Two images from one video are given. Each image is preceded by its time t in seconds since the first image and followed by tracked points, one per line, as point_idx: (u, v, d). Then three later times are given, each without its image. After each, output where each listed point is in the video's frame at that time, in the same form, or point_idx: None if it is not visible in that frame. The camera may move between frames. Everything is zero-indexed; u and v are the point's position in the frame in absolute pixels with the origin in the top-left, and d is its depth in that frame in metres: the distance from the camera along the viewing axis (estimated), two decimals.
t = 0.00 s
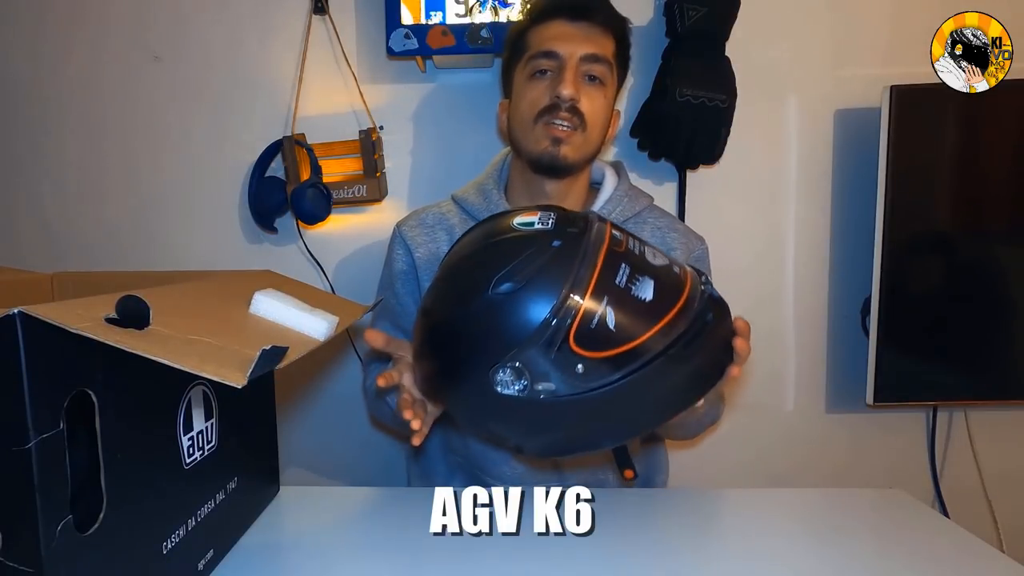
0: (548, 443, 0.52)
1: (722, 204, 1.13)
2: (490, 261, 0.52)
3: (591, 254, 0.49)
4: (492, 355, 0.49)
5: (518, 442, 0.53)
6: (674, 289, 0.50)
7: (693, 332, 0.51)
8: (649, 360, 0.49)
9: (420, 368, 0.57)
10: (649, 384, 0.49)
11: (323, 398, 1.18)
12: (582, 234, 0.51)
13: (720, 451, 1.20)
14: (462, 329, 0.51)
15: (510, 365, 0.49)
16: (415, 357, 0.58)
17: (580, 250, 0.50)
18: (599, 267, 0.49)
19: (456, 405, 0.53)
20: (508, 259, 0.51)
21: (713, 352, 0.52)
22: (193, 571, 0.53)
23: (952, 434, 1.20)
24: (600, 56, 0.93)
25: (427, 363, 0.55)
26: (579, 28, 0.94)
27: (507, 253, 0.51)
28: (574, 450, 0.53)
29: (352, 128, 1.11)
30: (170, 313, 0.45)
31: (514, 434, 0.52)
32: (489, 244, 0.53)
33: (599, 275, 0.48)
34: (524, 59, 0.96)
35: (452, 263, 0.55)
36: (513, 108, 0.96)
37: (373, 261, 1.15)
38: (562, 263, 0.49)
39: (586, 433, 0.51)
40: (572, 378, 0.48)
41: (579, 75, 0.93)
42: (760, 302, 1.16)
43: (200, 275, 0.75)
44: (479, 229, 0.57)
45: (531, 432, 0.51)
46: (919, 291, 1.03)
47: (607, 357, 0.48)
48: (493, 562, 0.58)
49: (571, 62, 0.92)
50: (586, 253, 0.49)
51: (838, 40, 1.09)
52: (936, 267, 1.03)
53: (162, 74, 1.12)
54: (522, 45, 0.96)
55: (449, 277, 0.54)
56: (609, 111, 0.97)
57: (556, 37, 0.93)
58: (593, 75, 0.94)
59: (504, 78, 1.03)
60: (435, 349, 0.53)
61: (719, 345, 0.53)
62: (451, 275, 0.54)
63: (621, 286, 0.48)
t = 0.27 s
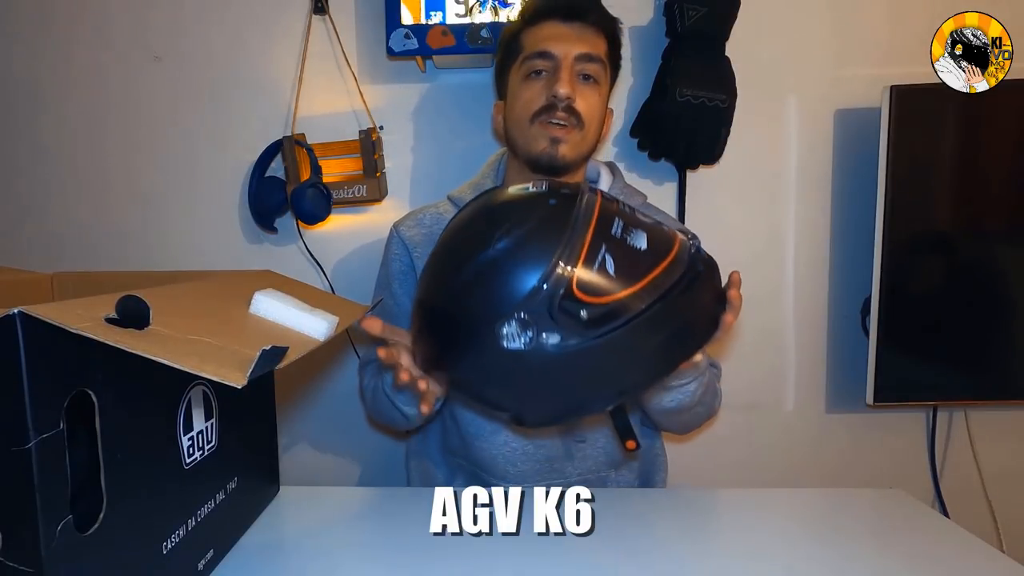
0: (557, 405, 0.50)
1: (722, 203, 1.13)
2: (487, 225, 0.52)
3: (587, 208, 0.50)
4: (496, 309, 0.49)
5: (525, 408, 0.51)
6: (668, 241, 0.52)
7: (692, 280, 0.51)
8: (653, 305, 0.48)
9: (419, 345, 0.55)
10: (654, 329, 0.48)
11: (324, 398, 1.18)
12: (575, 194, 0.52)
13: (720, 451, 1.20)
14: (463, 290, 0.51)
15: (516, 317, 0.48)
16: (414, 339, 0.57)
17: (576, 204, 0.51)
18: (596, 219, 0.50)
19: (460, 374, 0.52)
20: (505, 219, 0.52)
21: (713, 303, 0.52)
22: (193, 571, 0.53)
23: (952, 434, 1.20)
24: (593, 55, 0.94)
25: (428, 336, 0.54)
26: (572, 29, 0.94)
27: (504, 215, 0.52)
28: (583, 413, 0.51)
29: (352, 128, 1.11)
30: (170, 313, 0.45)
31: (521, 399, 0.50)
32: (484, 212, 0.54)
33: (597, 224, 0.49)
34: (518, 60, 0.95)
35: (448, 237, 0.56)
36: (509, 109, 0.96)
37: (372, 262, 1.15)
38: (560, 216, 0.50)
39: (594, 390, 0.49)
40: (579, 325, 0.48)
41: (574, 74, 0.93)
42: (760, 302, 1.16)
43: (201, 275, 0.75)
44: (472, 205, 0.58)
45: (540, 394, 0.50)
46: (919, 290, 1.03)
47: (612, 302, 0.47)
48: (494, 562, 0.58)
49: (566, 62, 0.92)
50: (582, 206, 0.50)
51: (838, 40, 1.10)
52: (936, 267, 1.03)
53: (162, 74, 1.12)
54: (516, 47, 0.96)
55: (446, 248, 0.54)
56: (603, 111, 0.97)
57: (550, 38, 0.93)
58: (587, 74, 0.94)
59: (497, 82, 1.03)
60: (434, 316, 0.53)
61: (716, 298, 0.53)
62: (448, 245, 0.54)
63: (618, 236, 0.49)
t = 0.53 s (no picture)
0: (552, 394, 0.55)
1: (722, 203, 1.13)
2: (502, 216, 0.58)
3: (598, 209, 0.56)
4: (503, 294, 0.54)
5: (524, 395, 0.55)
6: (671, 250, 0.57)
7: (692, 288, 0.56)
8: (652, 306, 0.54)
9: (425, 328, 0.60)
10: (652, 330, 0.53)
11: (324, 397, 1.18)
12: (588, 195, 0.58)
13: (720, 450, 1.20)
14: (474, 275, 0.55)
15: (521, 304, 0.53)
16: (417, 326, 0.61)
17: (587, 205, 0.56)
18: (605, 219, 0.55)
19: (464, 357, 0.56)
20: (519, 212, 0.57)
21: (710, 311, 0.57)
22: (193, 572, 0.53)
23: (952, 434, 1.20)
24: (595, 58, 0.94)
25: (435, 320, 0.58)
26: (574, 31, 0.94)
27: (518, 208, 0.57)
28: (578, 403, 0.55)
29: (352, 128, 1.11)
30: (170, 313, 0.45)
31: (517, 385, 0.55)
32: (500, 206, 0.59)
33: (606, 225, 0.55)
34: (521, 63, 0.96)
35: (463, 227, 0.61)
36: (512, 112, 0.96)
37: (372, 262, 1.15)
38: (571, 213, 0.56)
39: (590, 379, 0.54)
40: (581, 317, 0.53)
41: (577, 77, 0.93)
42: (759, 302, 1.16)
43: (201, 275, 0.75)
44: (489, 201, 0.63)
45: (536, 382, 0.54)
46: (919, 290, 1.03)
47: (613, 298, 0.53)
48: (494, 563, 0.58)
49: (568, 65, 0.92)
50: (593, 207, 0.56)
51: (838, 40, 1.10)
52: (937, 266, 1.03)
53: (162, 74, 1.12)
54: (519, 49, 0.96)
55: (461, 237, 0.60)
56: (606, 112, 0.97)
57: (552, 41, 0.93)
58: (590, 77, 0.94)
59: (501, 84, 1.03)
60: (444, 299, 0.57)
61: (714, 308, 0.58)
62: (464, 233, 0.59)
63: (626, 236, 0.55)
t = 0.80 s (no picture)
0: (560, 417, 0.56)
1: (722, 203, 1.13)
2: (512, 240, 0.57)
3: (608, 236, 0.55)
4: (512, 326, 0.54)
5: (535, 415, 0.56)
6: (681, 276, 0.56)
7: (701, 315, 0.56)
8: (660, 338, 0.53)
9: (437, 345, 0.60)
10: (659, 361, 0.53)
11: (325, 397, 1.18)
12: (599, 219, 0.57)
13: (720, 450, 1.20)
14: (483, 303, 0.55)
15: (531, 336, 0.53)
16: (428, 337, 0.62)
17: (598, 232, 0.55)
18: (615, 249, 0.54)
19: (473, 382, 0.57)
20: (529, 236, 0.56)
21: (717, 337, 0.57)
22: (193, 571, 0.53)
23: (952, 434, 1.20)
24: (604, 60, 0.94)
25: (446, 341, 0.59)
26: (583, 33, 0.94)
27: (527, 233, 0.57)
28: (585, 424, 0.56)
29: (352, 128, 1.11)
30: (170, 313, 0.45)
31: (525, 408, 0.56)
32: (510, 227, 0.58)
33: (617, 254, 0.54)
34: (529, 63, 0.96)
35: (473, 247, 0.60)
36: (518, 112, 0.96)
37: (372, 261, 1.15)
38: (581, 241, 0.55)
39: (597, 406, 0.54)
40: (589, 349, 0.53)
41: (585, 79, 0.93)
42: (760, 302, 1.16)
43: (201, 275, 0.75)
44: (500, 217, 0.62)
45: (544, 409, 0.55)
46: (920, 290, 1.03)
47: (621, 331, 0.52)
48: (494, 562, 0.58)
49: (576, 67, 0.92)
50: (603, 235, 0.55)
51: (838, 40, 1.09)
52: (937, 267, 1.03)
53: (162, 74, 1.12)
54: (526, 49, 0.96)
55: (470, 258, 0.59)
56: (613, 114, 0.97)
57: (560, 42, 0.93)
58: (597, 79, 0.95)
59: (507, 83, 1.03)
60: (455, 326, 0.58)
61: (722, 332, 0.57)
62: (474, 254, 0.59)
63: (636, 265, 0.54)
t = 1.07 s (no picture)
0: (560, 407, 0.56)
1: (722, 203, 1.13)
2: (510, 234, 0.57)
3: (605, 227, 0.55)
4: (512, 317, 0.54)
5: (535, 408, 0.56)
6: (678, 266, 0.56)
7: (699, 304, 0.56)
8: (659, 327, 0.53)
9: (436, 340, 0.60)
10: (658, 350, 0.53)
11: (326, 397, 1.18)
12: (596, 211, 0.57)
13: (720, 450, 1.20)
14: (483, 294, 0.56)
15: (530, 327, 0.54)
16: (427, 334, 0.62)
17: (595, 223, 0.56)
18: (612, 240, 0.55)
19: (471, 375, 0.57)
20: (527, 229, 0.56)
21: (715, 327, 0.57)
22: (193, 571, 0.53)
23: (952, 434, 1.20)
24: (608, 65, 0.94)
25: (446, 335, 0.59)
26: (587, 37, 0.94)
27: (526, 226, 0.57)
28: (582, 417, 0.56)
29: (352, 128, 1.11)
30: (170, 312, 0.45)
31: (524, 400, 0.56)
32: (509, 221, 0.59)
33: (614, 245, 0.55)
34: (532, 66, 0.96)
35: (472, 242, 0.60)
36: (521, 115, 0.96)
37: (372, 261, 1.15)
38: (579, 233, 0.55)
39: (598, 398, 0.55)
40: (588, 339, 0.53)
41: (588, 83, 0.93)
42: (760, 302, 1.16)
43: (201, 275, 0.75)
44: (498, 212, 0.62)
45: (544, 401, 0.55)
46: (920, 290, 1.03)
47: (620, 321, 0.53)
48: (494, 562, 0.58)
49: (580, 71, 0.92)
50: (600, 227, 0.55)
51: (838, 40, 1.10)
52: (937, 267, 1.03)
53: (162, 74, 1.12)
54: (530, 51, 0.96)
55: (469, 252, 0.59)
56: (616, 118, 0.97)
57: (565, 46, 0.93)
58: (601, 84, 0.95)
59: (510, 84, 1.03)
60: (454, 320, 0.58)
61: (721, 322, 0.57)
62: (473, 249, 0.59)
63: (633, 255, 0.55)
